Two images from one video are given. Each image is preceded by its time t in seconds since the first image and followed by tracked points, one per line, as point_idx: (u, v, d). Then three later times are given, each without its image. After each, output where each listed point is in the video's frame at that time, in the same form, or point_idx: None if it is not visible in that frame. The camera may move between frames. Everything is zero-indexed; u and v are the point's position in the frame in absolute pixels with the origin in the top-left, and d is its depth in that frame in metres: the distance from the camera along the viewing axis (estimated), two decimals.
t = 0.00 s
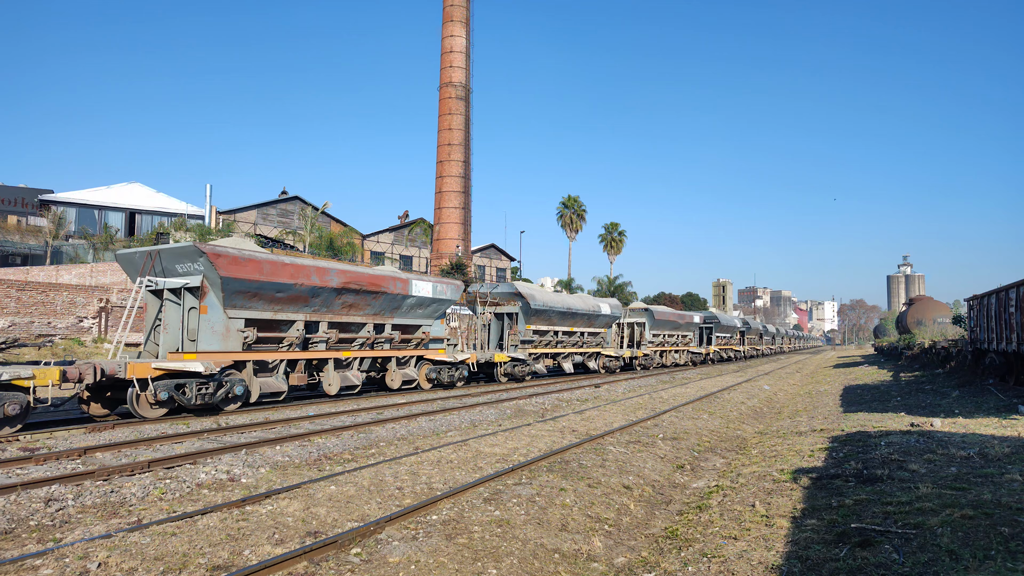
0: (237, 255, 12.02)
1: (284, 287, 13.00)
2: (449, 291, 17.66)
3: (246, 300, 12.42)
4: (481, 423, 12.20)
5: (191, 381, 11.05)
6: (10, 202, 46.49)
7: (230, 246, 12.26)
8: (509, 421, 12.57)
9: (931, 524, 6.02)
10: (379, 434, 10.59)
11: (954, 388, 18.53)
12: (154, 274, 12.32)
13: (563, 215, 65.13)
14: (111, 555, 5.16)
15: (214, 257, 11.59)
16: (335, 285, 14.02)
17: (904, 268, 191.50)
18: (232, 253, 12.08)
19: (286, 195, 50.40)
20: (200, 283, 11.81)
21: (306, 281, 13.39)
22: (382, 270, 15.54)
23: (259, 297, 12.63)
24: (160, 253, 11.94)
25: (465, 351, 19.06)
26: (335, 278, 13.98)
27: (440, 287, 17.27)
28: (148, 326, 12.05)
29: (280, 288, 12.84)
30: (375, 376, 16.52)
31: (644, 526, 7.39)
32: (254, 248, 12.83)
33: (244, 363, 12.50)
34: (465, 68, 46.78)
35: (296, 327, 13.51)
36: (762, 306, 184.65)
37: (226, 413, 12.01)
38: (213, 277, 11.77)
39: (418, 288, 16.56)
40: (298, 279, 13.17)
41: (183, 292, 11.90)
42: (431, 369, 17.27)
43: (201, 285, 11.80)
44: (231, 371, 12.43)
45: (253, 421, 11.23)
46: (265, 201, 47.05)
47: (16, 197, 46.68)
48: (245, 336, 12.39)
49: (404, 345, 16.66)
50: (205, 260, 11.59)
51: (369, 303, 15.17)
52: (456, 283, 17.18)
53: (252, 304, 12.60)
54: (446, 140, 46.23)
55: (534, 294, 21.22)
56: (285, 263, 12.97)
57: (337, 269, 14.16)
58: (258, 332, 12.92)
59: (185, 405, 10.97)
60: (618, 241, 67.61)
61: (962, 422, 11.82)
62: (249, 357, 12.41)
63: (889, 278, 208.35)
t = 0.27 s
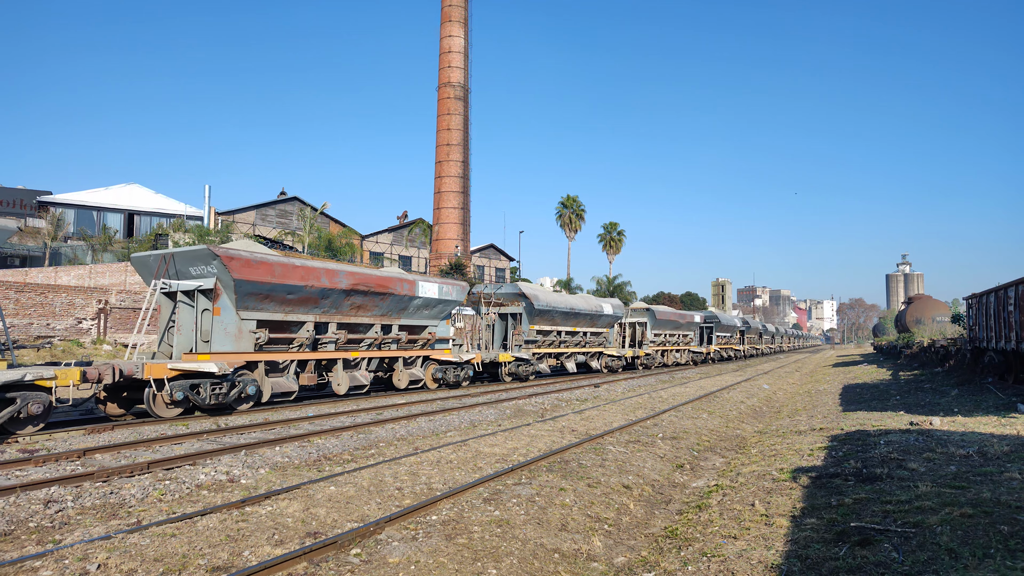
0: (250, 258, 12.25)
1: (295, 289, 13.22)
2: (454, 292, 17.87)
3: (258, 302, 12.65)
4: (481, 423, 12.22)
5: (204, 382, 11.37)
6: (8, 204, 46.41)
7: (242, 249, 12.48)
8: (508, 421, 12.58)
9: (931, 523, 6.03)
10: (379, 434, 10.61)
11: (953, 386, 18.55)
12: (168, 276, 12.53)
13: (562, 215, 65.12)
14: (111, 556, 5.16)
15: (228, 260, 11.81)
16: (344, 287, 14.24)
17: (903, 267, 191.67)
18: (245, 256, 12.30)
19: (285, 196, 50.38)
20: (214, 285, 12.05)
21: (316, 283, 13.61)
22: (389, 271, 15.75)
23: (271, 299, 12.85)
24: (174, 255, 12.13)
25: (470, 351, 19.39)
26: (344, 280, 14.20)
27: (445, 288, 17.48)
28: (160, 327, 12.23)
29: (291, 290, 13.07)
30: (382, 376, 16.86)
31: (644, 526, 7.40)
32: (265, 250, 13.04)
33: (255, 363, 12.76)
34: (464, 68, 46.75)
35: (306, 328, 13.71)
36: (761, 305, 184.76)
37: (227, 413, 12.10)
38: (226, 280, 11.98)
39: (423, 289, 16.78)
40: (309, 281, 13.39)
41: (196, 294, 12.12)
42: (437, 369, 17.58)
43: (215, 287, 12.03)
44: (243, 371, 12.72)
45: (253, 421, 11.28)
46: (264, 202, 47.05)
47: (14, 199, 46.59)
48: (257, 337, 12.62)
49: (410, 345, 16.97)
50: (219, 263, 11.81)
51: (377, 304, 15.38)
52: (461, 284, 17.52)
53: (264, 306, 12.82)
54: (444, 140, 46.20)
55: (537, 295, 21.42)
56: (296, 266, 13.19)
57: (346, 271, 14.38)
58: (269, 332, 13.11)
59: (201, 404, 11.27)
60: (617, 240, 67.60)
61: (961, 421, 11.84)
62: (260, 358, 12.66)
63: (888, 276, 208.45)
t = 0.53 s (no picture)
0: (261, 259, 12.49)
1: (305, 290, 13.46)
2: (459, 292, 18.06)
3: (269, 302, 12.88)
4: (479, 423, 12.21)
5: (217, 381, 11.63)
6: (5, 203, 46.27)
7: (253, 251, 12.73)
8: (507, 421, 12.57)
9: (928, 522, 6.04)
10: (377, 434, 10.60)
11: (951, 385, 18.60)
12: (182, 278, 12.90)
13: (561, 215, 65.12)
14: (109, 556, 5.15)
15: (240, 262, 12.06)
16: (352, 288, 14.47)
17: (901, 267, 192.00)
18: (256, 257, 12.55)
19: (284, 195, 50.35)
20: (226, 286, 12.34)
21: (325, 284, 13.85)
22: (396, 272, 15.96)
23: (281, 300, 13.09)
24: (187, 257, 12.47)
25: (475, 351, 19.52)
26: (352, 281, 14.43)
27: (450, 288, 17.65)
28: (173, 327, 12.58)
29: (301, 291, 13.30)
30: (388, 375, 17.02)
31: (642, 525, 7.40)
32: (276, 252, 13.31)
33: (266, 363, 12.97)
34: (462, 68, 46.75)
35: (315, 328, 13.95)
36: (759, 305, 184.89)
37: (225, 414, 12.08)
38: (238, 281, 12.23)
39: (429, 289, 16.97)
40: (318, 282, 13.63)
41: (208, 294, 12.48)
42: (442, 369, 17.61)
43: (227, 288, 12.29)
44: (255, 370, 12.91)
45: (252, 421, 11.27)
46: (263, 201, 46.99)
47: (11, 199, 46.47)
48: (268, 337, 12.86)
49: (416, 344, 17.12)
50: (232, 265, 12.06)
51: (384, 304, 15.60)
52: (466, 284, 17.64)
53: (274, 306, 13.06)
54: (443, 140, 46.19)
55: (541, 295, 21.61)
56: (306, 267, 13.42)
57: (354, 272, 14.60)
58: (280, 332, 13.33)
59: (213, 403, 11.58)
60: (616, 240, 67.62)
61: (959, 420, 11.88)
62: (271, 357, 12.88)
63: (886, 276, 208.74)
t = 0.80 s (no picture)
0: (272, 260, 12.79)
1: (314, 290, 13.75)
2: (464, 293, 18.24)
3: (279, 303, 13.19)
4: (478, 423, 12.22)
5: (229, 380, 11.97)
6: (4, 203, 46.18)
7: (265, 252, 13.03)
8: (506, 421, 12.56)
9: (927, 522, 6.04)
10: (376, 434, 10.60)
11: (949, 386, 18.64)
12: (194, 279, 13.10)
13: (560, 215, 65.11)
14: (107, 556, 5.15)
15: (252, 263, 12.36)
16: (360, 289, 14.74)
17: (900, 267, 192.18)
18: (267, 258, 12.85)
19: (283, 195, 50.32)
20: (238, 286, 12.58)
21: (334, 285, 14.12)
22: (403, 273, 16.20)
23: (291, 300, 13.39)
24: (200, 258, 12.68)
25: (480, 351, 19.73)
26: (360, 282, 14.70)
27: (456, 289, 17.86)
28: (185, 326, 12.79)
29: (310, 292, 13.59)
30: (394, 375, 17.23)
31: (641, 525, 7.41)
32: (287, 253, 13.61)
33: (276, 362, 13.27)
34: (462, 67, 46.74)
35: (324, 328, 14.22)
36: (758, 305, 184.93)
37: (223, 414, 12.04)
38: (250, 282, 12.53)
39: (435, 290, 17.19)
40: (327, 283, 13.90)
41: (220, 295, 12.67)
42: (447, 368, 17.85)
43: (239, 288, 12.56)
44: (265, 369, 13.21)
45: (251, 421, 11.26)
46: (262, 201, 46.97)
47: (9, 198, 46.41)
48: (278, 336, 13.18)
49: (421, 344, 17.34)
50: (244, 266, 12.37)
51: (391, 305, 15.84)
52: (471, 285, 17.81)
53: (284, 306, 13.36)
54: (442, 139, 46.18)
55: (544, 296, 21.71)
56: (315, 268, 13.71)
57: (362, 273, 14.87)
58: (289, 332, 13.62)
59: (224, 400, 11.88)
60: (615, 241, 67.65)
61: (957, 420, 11.90)
62: (281, 357, 13.17)
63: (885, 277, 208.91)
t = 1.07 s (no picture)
0: (283, 262, 12.96)
1: (323, 292, 13.92)
2: (469, 293, 18.41)
3: (289, 304, 13.35)
4: (478, 423, 12.22)
5: (241, 380, 12.22)
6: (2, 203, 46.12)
7: (275, 254, 13.21)
8: (506, 421, 12.56)
9: (926, 521, 6.05)
10: (375, 434, 10.60)
11: (948, 385, 18.67)
12: (206, 280, 13.20)
13: (558, 215, 65.12)
14: (106, 557, 5.14)
15: (263, 265, 12.54)
16: (368, 290, 14.90)
17: (899, 266, 192.37)
18: (278, 260, 13.03)
19: (281, 195, 50.31)
20: (250, 288, 12.71)
21: (343, 286, 14.29)
22: (409, 274, 16.37)
23: (301, 301, 13.56)
24: (212, 260, 12.80)
25: (484, 351, 19.91)
26: (368, 283, 14.87)
27: (461, 290, 18.02)
28: (198, 327, 12.86)
29: (320, 292, 13.76)
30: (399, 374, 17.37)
31: (641, 525, 7.41)
32: (296, 255, 13.79)
33: (286, 362, 13.45)
34: (460, 67, 46.74)
35: (333, 328, 14.40)
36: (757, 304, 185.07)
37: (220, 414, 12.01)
38: (261, 283, 12.70)
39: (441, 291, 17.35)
40: (336, 284, 14.08)
41: (231, 297, 12.74)
42: (453, 367, 18.03)
43: (250, 290, 12.69)
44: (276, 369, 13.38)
45: (249, 422, 11.26)
46: (260, 201, 46.93)
47: (8, 199, 46.38)
48: (289, 337, 13.37)
49: (427, 344, 17.48)
50: (256, 268, 12.54)
51: (398, 306, 16.00)
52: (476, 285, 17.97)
53: (294, 307, 13.53)
54: (441, 139, 46.17)
55: (548, 296, 21.88)
56: (324, 269, 13.89)
57: (370, 274, 15.05)
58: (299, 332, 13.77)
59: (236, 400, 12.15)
60: (614, 240, 67.70)
61: (956, 419, 11.92)
62: (291, 357, 13.33)
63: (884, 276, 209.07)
